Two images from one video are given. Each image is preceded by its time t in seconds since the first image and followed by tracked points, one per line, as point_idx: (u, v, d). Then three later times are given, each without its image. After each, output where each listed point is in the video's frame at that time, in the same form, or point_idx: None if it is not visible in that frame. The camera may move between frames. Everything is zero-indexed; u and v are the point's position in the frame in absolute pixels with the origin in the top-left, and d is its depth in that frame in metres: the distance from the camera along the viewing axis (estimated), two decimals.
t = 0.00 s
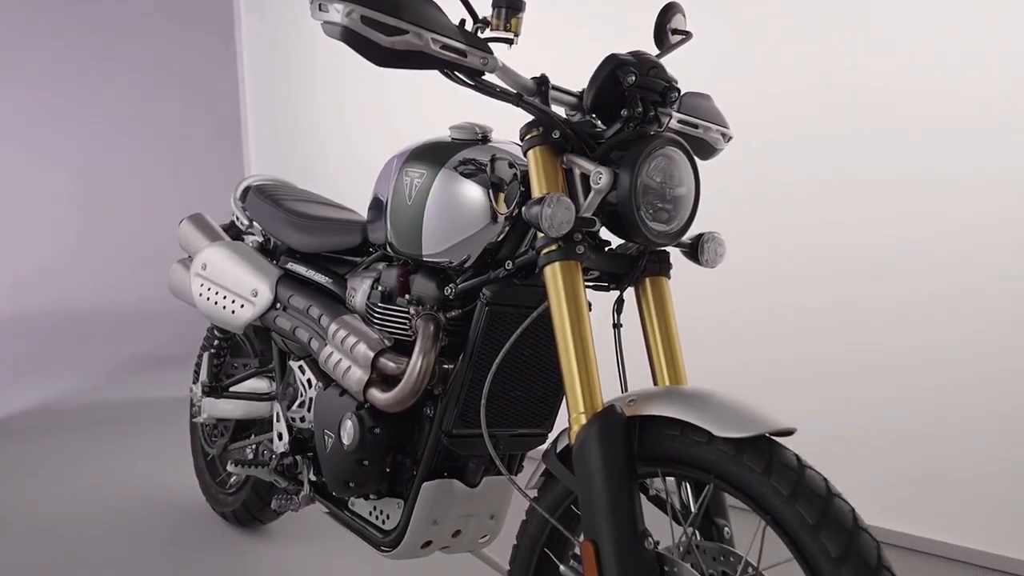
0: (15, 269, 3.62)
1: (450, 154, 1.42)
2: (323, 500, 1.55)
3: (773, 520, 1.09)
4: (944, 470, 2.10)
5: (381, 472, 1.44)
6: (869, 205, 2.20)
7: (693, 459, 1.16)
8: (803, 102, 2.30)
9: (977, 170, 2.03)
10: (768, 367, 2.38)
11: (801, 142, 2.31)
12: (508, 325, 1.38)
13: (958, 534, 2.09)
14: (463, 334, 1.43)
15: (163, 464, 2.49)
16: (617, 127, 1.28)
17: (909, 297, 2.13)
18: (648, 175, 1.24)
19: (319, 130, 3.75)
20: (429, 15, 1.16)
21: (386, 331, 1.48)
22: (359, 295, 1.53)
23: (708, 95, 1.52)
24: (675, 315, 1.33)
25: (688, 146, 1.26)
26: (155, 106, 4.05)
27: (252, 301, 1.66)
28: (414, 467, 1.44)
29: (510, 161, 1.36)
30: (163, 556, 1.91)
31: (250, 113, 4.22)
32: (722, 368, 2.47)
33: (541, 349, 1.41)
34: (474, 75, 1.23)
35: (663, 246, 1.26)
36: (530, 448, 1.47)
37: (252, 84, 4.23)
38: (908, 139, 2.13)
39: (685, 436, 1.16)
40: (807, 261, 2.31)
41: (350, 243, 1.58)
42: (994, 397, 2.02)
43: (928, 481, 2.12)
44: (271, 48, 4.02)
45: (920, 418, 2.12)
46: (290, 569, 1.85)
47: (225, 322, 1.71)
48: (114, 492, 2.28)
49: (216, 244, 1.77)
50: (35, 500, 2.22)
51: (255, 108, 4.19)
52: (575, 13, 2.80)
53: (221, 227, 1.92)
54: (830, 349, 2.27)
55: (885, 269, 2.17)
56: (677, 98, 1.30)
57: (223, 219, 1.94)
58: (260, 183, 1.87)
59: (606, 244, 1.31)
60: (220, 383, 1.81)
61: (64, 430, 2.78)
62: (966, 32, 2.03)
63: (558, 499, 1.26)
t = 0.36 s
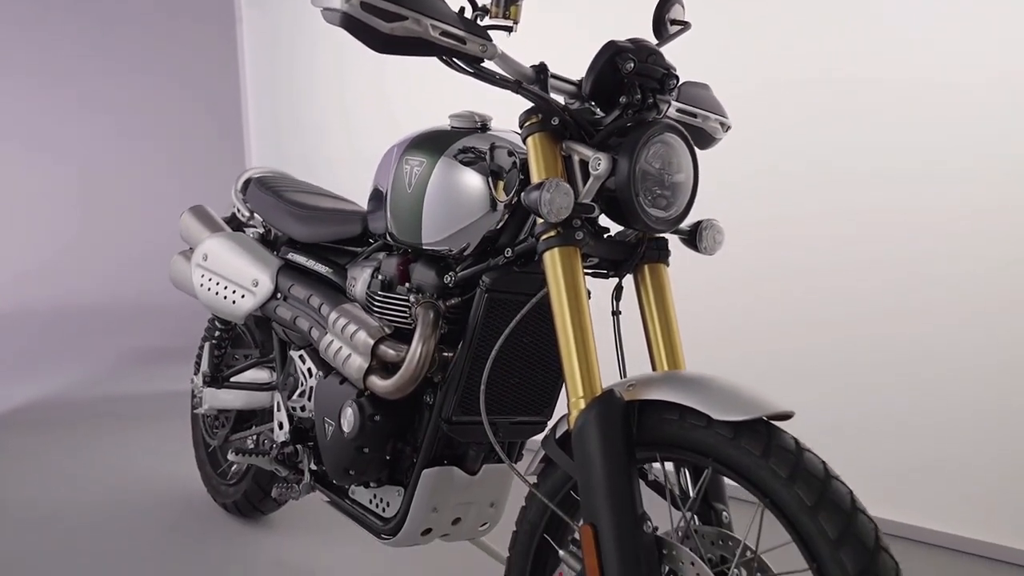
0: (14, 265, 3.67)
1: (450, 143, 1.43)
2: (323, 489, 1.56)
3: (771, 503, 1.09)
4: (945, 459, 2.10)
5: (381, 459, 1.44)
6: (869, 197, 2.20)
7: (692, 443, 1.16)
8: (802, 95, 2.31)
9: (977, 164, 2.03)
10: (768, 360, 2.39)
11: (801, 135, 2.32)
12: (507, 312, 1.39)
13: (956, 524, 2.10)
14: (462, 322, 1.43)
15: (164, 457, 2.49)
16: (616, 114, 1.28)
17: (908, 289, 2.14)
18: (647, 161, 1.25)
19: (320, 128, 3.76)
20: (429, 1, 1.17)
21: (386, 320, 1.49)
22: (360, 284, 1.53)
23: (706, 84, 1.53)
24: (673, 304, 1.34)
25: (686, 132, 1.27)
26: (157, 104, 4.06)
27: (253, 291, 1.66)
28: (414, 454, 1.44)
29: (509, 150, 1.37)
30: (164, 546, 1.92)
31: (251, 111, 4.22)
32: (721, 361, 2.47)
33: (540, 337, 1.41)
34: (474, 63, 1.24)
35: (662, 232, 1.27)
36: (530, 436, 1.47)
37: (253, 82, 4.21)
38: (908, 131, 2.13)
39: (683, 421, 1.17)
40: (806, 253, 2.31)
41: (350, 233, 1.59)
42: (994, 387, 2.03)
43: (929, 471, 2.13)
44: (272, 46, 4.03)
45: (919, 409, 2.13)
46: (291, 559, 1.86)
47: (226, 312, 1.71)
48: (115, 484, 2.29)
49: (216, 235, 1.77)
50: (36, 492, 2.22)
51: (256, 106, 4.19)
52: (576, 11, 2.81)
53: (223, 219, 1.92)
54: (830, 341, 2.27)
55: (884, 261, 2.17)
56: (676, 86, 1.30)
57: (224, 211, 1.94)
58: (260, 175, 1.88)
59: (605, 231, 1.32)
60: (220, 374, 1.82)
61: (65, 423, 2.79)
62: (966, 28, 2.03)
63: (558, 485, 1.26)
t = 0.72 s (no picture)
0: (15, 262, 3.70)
1: (450, 131, 1.43)
2: (324, 478, 1.56)
3: (770, 485, 1.09)
4: (946, 451, 2.10)
5: (381, 447, 1.45)
6: (869, 191, 2.20)
7: (692, 427, 1.16)
8: (802, 90, 2.31)
9: (976, 157, 2.04)
10: (767, 353, 2.40)
11: (800, 130, 2.32)
12: (507, 299, 1.40)
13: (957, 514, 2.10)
14: (462, 309, 1.44)
15: (168, 448, 2.51)
16: (615, 102, 1.29)
17: (908, 282, 2.14)
18: (646, 148, 1.25)
19: (322, 126, 3.76)
20: None
21: (386, 308, 1.49)
22: (361, 274, 1.53)
23: (706, 75, 1.53)
24: (673, 290, 1.34)
25: (685, 119, 1.27)
26: (159, 102, 4.07)
27: (254, 281, 1.67)
28: (415, 442, 1.45)
29: (509, 138, 1.38)
30: (166, 537, 1.93)
31: (253, 109, 4.22)
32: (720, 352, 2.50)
33: (541, 324, 1.42)
34: (474, 50, 1.25)
35: (661, 219, 1.27)
36: (530, 424, 1.48)
37: (254, 80, 4.20)
38: (909, 126, 2.13)
39: (683, 404, 1.17)
40: (806, 247, 2.32)
41: (351, 223, 1.59)
42: (993, 380, 2.03)
43: (929, 463, 2.13)
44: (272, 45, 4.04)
45: (918, 401, 2.14)
46: (292, 549, 1.87)
47: (227, 302, 1.72)
48: (119, 475, 2.30)
49: (218, 226, 1.78)
50: (40, 482, 2.24)
51: (257, 104, 4.19)
52: (577, 8, 2.82)
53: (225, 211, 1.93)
54: (830, 333, 2.28)
55: (884, 254, 2.18)
56: (676, 74, 1.31)
57: (226, 203, 1.95)
58: (262, 167, 1.88)
59: (604, 218, 1.32)
60: (222, 364, 1.82)
61: (69, 415, 2.81)
62: (965, 23, 2.03)
63: (558, 470, 1.27)
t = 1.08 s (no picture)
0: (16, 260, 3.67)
1: (451, 119, 1.44)
2: (325, 467, 1.57)
3: (770, 468, 1.10)
4: (946, 442, 2.11)
5: (382, 434, 1.45)
6: (868, 182, 2.21)
7: (691, 410, 1.16)
8: (802, 80, 2.32)
9: (976, 149, 2.04)
10: (768, 345, 2.41)
11: (800, 121, 2.33)
12: (508, 287, 1.40)
13: (956, 505, 2.10)
14: (463, 297, 1.44)
15: (171, 440, 2.52)
16: (615, 89, 1.29)
17: (909, 273, 2.14)
18: (646, 134, 1.26)
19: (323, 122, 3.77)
20: None
21: (388, 296, 1.50)
22: (362, 262, 1.54)
23: (706, 64, 1.53)
24: (673, 276, 1.35)
25: (684, 106, 1.28)
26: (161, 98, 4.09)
27: (256, 271, 1.68)
28: (416, 429, 1.45)
29: (510, 126, 1.39)
30: (168, 529, 1.94)
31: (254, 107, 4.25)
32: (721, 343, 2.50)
33: (541, 311, 1.43)
34: (474, 37, 1.25)
35: (661, 205, 1.28)
36: (530, 411, 1.49)
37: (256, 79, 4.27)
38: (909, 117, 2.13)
39: (683, 389, 1.18)
40: (806, 238, 2.33)
41: (352, 213, 1.59)
42: (992, 372, 2.03)
43: (929, 453, 2.14)
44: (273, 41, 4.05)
45: (918, 392, 2.14)
46: (294, 539, 1.87)
47: (229, 293, 1.72)
48: (123, 467, 2.32)
49: (220, 217, 1.78)
50: (45, 474, 2.25)
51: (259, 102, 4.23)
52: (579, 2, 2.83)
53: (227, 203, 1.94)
54: (830, 325, 2.29)
55: (884, 246, 2.18)
56: (675, 61, 1.31)
57: (228, 195, 1.96)
58: (263, 159, 1.89)
59: (604, 205, 1.33)
60: (224, 354, 1.84)
61: (74, 408, 2.82)
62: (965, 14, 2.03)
63: (558, 455, 1.27)
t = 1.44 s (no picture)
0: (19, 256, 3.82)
1: (452, 105, 1.44)
2: (326, 452, 1.57)
3: (770, 447, 1.10)
4: (947, 428, 2.12)
5: (384, 419, 1.46)
6: (869, 169, 2.21)
7: (691, 391, 1.17)
8: (801, 66, 2.32)
9: (976, 134, 2.03)
10: (770, 333, 2.42)
11: (798, 108, 2.33)
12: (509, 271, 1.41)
13: (957, 492, 2.11)
14: (464, 282, 1.45)
15: (176, 429, 2.53)
16: (615, 73, 1.30)
17: (910, 260, 2.15)
18: (646, 117, 1.26)
19: (325, 116, 3.77)
20: None
21: (389, 282, 1.50)
22: (363, 249, 1.55)
23: (705, 52, 1.54)
24: (672, 259, 1.36)
25: (684, 89, 1.28)
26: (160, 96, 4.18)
27: (258, 259, 1.68)
28: (417, 414, 1.46)
29: (511, 111, 1.40)
30: (170, 518, 1.95)
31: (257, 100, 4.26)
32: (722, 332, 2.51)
33: (541, 296, 1.43)
34: (475, 21, 1.26)
35: (662, 187, 1.29)
36: (531, 396, 1.50)
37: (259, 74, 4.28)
38: (909, 104, 2.13)
39: (683, 369, 1.18)
40: (807, 227, 2.33)
41: (353, 200, 1.60)
42: (994, 359, 2.03)
43: (930, 439, 2.15)
44: (275, 35, 4.06)
45: (920, 380, 2.15)
46: (298, 528, 1.89)
47: (232, 281, 1.73)
48: (128, 455, 2.33)
49: (223, 205, 1.79)
50: (50, 462, 2.27)
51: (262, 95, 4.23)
52: None
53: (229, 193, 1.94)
54: (831, 313, 2.30)
55: (885, 233, 2.19)
56: (675, 45, 1.32)
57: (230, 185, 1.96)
58: (265, 149, 1.90)
59: (605, 189, 1.34)
60: (226, 342, 1.84)
61: (79, 398, 2.84)
62: None
63: (559, 437, 1.27)
